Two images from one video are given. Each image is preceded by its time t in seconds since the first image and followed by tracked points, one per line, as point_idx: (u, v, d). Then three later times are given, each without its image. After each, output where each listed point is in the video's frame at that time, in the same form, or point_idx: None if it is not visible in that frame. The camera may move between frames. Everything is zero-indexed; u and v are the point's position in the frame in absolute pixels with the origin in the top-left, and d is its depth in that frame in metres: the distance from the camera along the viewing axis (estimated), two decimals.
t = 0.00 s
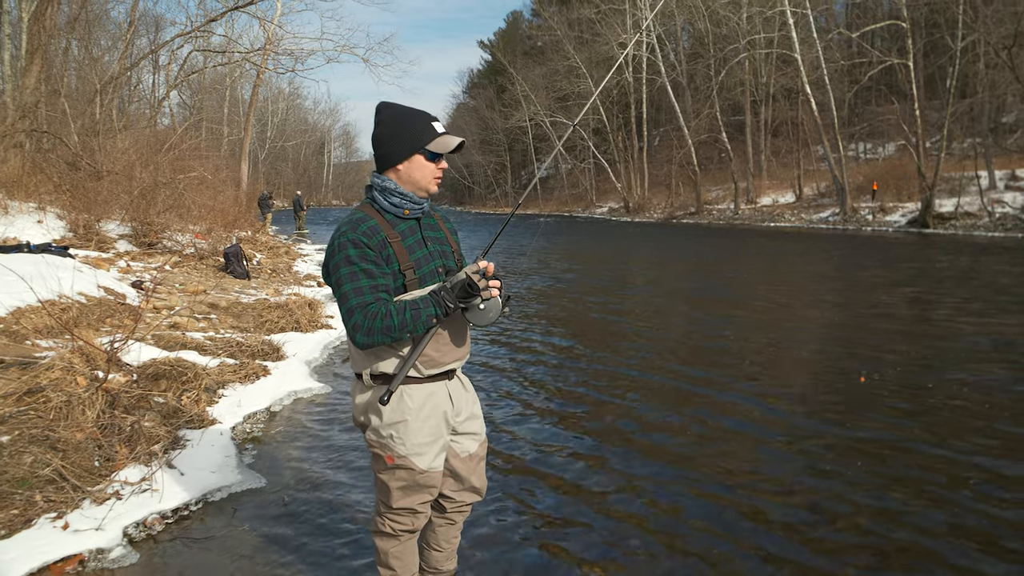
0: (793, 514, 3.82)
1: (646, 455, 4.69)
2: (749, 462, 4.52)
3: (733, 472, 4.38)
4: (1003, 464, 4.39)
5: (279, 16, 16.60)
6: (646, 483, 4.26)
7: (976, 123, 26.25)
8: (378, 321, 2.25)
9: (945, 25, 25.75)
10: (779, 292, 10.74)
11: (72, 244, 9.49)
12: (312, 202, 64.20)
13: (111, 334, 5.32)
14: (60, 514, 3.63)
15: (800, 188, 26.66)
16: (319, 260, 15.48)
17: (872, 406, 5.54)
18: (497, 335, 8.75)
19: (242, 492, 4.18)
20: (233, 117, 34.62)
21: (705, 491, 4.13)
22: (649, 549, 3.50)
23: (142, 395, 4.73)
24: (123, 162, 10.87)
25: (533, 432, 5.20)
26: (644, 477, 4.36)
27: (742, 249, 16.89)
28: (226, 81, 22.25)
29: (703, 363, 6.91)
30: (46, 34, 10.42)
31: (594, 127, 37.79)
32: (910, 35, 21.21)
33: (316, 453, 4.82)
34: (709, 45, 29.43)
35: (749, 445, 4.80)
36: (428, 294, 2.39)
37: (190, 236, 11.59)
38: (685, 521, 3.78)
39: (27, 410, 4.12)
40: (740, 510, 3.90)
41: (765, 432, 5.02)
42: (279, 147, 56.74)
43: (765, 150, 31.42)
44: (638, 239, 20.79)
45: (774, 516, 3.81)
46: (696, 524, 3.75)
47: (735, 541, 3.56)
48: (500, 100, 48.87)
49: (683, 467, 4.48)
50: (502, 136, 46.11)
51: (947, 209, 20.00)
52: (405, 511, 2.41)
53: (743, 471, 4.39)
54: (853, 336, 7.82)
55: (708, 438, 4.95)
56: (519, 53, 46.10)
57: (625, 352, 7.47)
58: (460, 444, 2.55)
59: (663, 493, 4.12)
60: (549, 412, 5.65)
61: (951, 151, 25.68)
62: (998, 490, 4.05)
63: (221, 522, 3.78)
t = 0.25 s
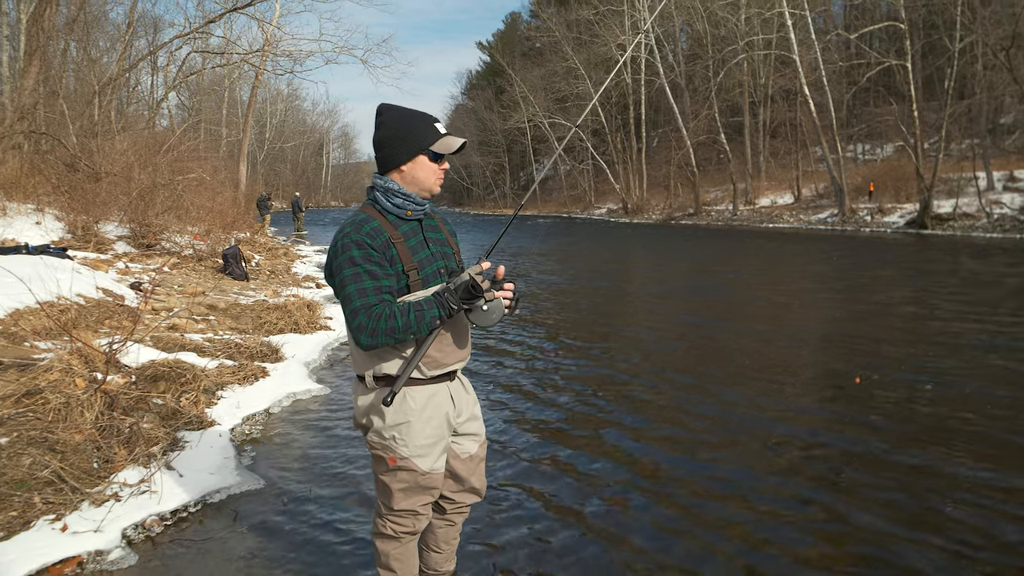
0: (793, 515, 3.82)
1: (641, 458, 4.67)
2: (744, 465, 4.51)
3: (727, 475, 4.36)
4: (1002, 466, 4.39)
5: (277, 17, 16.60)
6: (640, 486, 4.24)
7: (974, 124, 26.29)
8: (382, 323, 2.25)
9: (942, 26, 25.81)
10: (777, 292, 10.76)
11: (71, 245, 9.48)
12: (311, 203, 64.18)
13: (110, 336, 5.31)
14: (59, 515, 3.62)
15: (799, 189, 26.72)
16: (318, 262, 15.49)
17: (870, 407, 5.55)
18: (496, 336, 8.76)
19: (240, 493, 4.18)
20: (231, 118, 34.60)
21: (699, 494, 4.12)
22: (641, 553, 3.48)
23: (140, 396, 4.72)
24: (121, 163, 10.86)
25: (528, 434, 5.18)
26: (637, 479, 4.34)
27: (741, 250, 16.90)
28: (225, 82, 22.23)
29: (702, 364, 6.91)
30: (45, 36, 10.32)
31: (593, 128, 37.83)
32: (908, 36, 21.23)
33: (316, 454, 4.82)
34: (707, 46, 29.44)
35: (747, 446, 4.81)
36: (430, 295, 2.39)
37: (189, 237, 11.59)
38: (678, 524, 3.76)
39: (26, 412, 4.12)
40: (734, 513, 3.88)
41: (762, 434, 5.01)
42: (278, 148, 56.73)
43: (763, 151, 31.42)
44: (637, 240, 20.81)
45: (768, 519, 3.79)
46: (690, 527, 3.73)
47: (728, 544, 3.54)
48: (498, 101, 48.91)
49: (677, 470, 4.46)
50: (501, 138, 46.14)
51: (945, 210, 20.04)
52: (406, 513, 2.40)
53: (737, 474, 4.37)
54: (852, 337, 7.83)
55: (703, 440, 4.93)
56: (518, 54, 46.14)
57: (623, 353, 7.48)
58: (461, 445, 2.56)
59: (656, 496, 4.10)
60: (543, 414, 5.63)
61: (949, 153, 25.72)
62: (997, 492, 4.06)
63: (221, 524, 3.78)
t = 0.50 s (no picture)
0: (792, 515, 3.83)
1: (633, 458, 4.67)
2: (736, 465, 4.51)
3: (720, 475, 4.36)
4: (1002, 466, 4.40)
5: (276, 18, 16.58)
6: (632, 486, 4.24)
7: (973, 125, 26.30)
8: (384, 323, 2.24)
9: (941, 28, 25.83)
10: (777, 293, 10.77)
11: (70, 245, 9.48)
12: (310, 203, 64.12)
13: (110, 336, 5.31)
14: (58, 516, 3.62)
15: (798, 190, 26.73)
16: (318, 262, 15.47)
17: (870, 408, 5.55)
18: (495, 337, 8.76)
19: (240, 493, 4.17)
20: (230, 118, 34.59)
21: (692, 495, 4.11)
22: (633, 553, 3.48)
23: (140, 396, 4.72)
24: (120, 163, 10.84)
25: (520, 435, 5.16)
26: (629, 480, 4.33)
27: (740, 251, 16.91)
28: (224, 83, 22.21)
29: (701, 365, 6.92)
30: (44, 36, 10.29)
31: (593, 129, 37.82)
32: (907, 37, 21.23)
33: (315, 454, 4.81)
34: (706, 47, 29.43)
35: (745, 446, 4.81)
36: (433, 295, 2.39)
37: (188, 237, 11.59)
38: (671, 524, 3.76)
39: (25, 412, 4.11)
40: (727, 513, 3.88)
41: (758, 435, 5.01)
42: (277, 148, 56.70)
43: (762, 152, 31.39)
44: (637, 241, 20.80)
45: (762, 520, 3.78)
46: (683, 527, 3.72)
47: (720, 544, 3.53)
48: (498, 102, 48.89)
49: (670, 470, 4.45)
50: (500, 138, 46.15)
51: (944, 211, 20.06)
52: (407, 513, 2.40)
53: (730, 474, 4.36)
54: (852, 338, 7.83)
55: (696, 441, 4.93)
56: (517, 55, 46.14)
57: (622, 353, 7.48)
58: (461, 445, 2.56)
59: (648, 496, 4.10)
60: (535, 415, 5.62)
61: (949, 154, 25.74)
62: (997, 491, 4.06)
63: (221, 524, 3.77)
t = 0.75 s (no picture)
0: (791, 516, 3.83)
1: (628, 459, 4.65)
2: (732, 466, 4.50)
3: (716, 476, 4.35)
4: (1000, 467, 4.42)
5: (276, 17, 16.56)
6: (629, 488, 4.22)
7: (972, 126, 26.31)
8: (385, 320, 2.24)
9: (941, 28, 25.84)
10: (776, 294, 10.78)
11: (69, 244, 9.48)
12: (309, 203, 64.08)
13: (109, 335, 5.30)
14: (57, 515, 3.62)
15: (797, 191, 26.75)
16: (316, 262, 15.46)
17: (869, 409, 5.56)
18: (494, 337, 8.76)
19: (239, 493, 4.17)
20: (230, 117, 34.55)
21: (688, 496, 4.10)
22: (634, 556, 3.46)
23: (139, 396, 4.71)
24: (119, 163, 10.82)
25: (518, 435, 5.17)
26: (625, 481, 4.31)
27: (739, 251, 16.92)
28: (223, 82, 22.18)
29: (700, 365, 6.92)
30: (44, 35, 10.28)
31: (592, 129, 37.82)
32: (906, 38, 21.24)
33: (314, 454, 4.81)
34: (706, 47, 29.42)
35: (744, 446, 4.81)
36: (434, 294, 2.39)
37: (187, 237, 11.58)
38: (669, 527, 3.74)
39: (24, 411, 4.11)
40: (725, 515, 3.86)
41: (755, 435, 5.01)
42: (276, 147, 56.67)
43: (762, 152, 31.40)
44: (636, 241, 20.79)
45: (760, 522, 3.77)
46: (679, 530, 3.71)
47: (719, 547, 3.53)
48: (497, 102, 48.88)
49: (665, 471, 4.44)
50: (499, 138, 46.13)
51: (944, 212, 20.08)
52: (407, 513, 2.40)
53: (726, 476, 4.36)
54: (850, 338, 7.84)
55: (693, 441, 4.92)
56: (516, 54, 46.13)
57: (621, 353, 7.48)
58: (461, 444, 2.56)
59: (645, 498, 4.08)
60: (534, 415, 5.62)
61: (948, 154, 25.76)
62: (996, 493, 4.07)
63: (220, 524, 3.77)
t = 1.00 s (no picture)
0: (788, 517, 3.83)
1: (624, 466, 4.56)
2: (730, 474, 4.40)
3: (712, 484, 4.26)
4: (997, 467, 4.43)
5: (273, 17, 16.56)
6: (622, 496, 4.13)
7: (969, 127, 26.37)
8: (381, 319, 2.23)
9: (938, 29, 25.91)
10: (773, 294, 10.80)
11: (66, 245, 9.47)
12: (306, 204, 64.02)
13: (106, 336, 5.29)
14: (54, 516, 3.61)
15: (794, 191, 26.80)
16: (314, 262, 15.46)
17: (866, 410, 5.57)
18: (492, 338, 8.76)
19: (236, 495, 4.16)
20: (227, 118, 34.49)
21: (683, 504, 4.01)
22: (631, 559, 3.44)
23: (136, 396, 4.71)
24: (117, 163, 10.80)
25: (515, 437, 5.16)
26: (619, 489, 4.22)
27: (737, 252, 16.95)
28: (220, 83, 22.16)
29: (698, 366, 6.93)
30: (41, 35, 10.25)
31: (590, 130, 37.85)
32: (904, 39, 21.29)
33: (311, 455, 4.80)
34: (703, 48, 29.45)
35: (741, 447, 4.82)
36: (430, 293, 2.39)
37: (184, 237, 11.57)
38: (665, 531, 3.72)
39: (21, 412, 4.09)
40: (719, 524, 3.77)
41: (755, 440, 4.94)
42: (274, 148, 56.63)
43: (759, 153, 31.46)
44: (633, 242, 20.82)
45: (755, 532, 3.68)
46: (675, 531, 3.71)
47: (717, 548, 3.53)
48: (495, 103, 48.90)
49: (661, 479, 4.36)
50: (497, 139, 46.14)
51: (940, 212, 20.13)
52: (403, 514, 2.40)
53: (724, 477, 4.36)
54: (848, 339, 7.86)
55: (689, 443, 4.93)
56: (514, 55, 46.16)
57: (618, 354, 7.48)
58: (457, 446, 2.55)
59: (637, 507, 3.99)
60: (531, 417, 5.62)
61: (945, 155, 25.84)
62: (993, 494, 4.08)
63: (217, 525, 3.77)
